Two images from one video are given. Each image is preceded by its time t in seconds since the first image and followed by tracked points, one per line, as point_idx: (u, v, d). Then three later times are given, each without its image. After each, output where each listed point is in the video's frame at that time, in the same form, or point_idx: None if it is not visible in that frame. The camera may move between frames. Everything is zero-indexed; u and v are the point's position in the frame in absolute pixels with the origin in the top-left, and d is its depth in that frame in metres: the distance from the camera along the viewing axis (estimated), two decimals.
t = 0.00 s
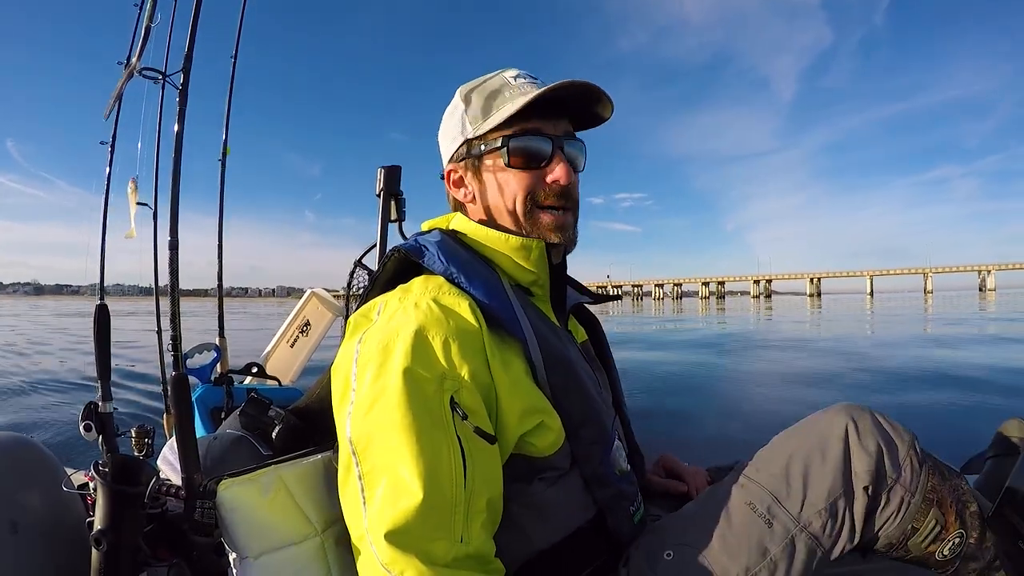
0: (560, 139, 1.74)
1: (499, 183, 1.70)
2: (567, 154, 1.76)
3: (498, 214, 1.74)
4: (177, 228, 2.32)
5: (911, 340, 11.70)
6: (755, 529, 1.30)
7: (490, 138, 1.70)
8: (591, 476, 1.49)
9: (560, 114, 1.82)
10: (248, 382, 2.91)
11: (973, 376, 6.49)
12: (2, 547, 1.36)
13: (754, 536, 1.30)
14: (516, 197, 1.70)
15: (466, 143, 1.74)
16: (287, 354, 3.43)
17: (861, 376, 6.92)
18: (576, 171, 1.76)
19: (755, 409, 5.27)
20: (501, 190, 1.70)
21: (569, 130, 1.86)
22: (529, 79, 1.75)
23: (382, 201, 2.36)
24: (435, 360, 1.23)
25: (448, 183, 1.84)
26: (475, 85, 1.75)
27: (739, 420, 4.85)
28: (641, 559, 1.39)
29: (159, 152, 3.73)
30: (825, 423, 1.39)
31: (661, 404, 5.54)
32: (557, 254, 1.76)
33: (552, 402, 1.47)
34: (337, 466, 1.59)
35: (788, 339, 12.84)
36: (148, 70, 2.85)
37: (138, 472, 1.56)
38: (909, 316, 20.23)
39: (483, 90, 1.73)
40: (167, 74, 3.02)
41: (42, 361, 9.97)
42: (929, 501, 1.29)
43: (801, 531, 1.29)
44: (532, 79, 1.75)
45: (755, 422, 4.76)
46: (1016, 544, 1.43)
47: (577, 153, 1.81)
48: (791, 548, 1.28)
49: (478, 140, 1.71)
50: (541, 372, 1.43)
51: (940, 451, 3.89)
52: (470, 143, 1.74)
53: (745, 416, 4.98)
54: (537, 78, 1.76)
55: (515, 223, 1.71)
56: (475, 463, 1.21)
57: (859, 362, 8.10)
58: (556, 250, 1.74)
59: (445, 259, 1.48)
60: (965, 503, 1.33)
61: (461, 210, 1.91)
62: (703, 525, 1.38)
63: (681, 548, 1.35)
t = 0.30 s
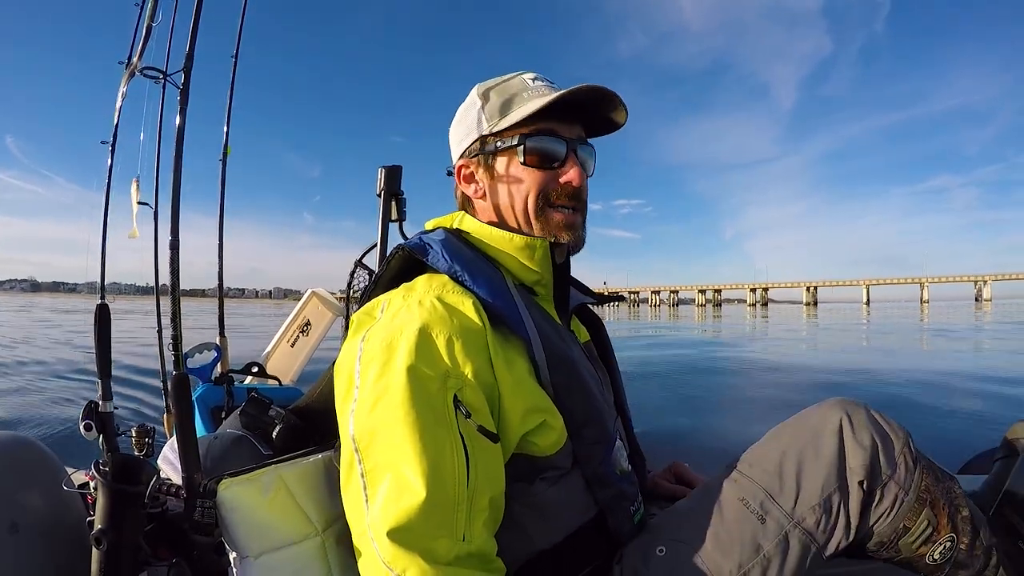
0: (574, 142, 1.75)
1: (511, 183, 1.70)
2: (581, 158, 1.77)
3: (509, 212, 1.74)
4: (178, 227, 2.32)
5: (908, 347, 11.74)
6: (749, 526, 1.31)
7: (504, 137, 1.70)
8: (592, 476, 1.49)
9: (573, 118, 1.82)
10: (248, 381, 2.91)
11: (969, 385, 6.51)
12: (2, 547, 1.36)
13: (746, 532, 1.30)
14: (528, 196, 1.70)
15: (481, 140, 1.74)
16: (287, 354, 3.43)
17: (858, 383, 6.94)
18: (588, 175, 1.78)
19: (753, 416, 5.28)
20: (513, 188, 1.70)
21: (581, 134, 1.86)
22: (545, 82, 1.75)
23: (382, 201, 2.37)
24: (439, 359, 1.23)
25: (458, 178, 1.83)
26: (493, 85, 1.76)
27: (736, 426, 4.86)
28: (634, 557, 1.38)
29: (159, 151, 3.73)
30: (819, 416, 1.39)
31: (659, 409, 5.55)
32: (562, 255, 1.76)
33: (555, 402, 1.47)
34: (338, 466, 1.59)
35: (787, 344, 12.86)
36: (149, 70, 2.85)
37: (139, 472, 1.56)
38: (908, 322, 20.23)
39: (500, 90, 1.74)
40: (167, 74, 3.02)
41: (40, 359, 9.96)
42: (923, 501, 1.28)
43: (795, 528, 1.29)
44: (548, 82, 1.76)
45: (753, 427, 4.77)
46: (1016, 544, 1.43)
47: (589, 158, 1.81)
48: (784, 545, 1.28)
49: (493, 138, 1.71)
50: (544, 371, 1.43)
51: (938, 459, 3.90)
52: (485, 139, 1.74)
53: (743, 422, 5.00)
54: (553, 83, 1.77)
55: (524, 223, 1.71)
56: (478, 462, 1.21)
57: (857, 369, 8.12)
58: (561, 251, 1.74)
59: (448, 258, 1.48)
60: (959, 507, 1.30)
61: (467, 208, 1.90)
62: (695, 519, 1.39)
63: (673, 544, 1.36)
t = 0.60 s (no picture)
0: (577, 145, 1.74)
1: (513, 184, 1.70)
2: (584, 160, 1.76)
3: (511, 214, 1.73)
4: (178, 228, 2.33)
5: (906, 353, 11.77)
6: (781, 557, 1.31)
7: (507, 138, 1.70)
8: (591, 478, 1.49)
9: (576, 121, 1.82)
10: (248, 382, 2.91)
11: (966, 395, 6.54)
12: (3, 547, 1.36)
13: (777, 559, 1.31)
14: (530, 198, 1.69)
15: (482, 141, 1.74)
16: (288, 355, 3.43)
17: (856, 390, 6.96)
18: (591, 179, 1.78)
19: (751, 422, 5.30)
20: (517, 188, 1.69)
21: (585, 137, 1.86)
22: (549, 83, 1.75)
23: (382, 202, 2.37)
24: (435, 364, 1.24)
25: (459, 177, 1.82)
26: (496, 85, 1.75)
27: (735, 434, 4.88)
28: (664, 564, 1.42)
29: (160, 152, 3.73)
30: (853, 456, 1.37)
31: (657, 415, 5.57)
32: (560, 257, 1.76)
33: (553, 405, 1.47)
34: (338, 467, 1.59)
35: (786, 350, 12.89)
36: (149, 71, 2.86)
37: (139, 472, 1.56)
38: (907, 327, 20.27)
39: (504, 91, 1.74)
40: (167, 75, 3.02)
41: (39, 360, 9.95)
42: (952, 532, 1.24)
43: (819, 562, 1.29)
44: (551, 84, 1.76)
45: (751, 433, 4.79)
46: (1016, 545, 1.43)
47: (592, 161, 1.81)
48: None
49: (495, 139, 1.71)
50: (542, 375, 1.43)
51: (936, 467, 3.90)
52: (489, 139, 1.73)
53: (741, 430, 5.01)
54: (557, 84, 1.77)
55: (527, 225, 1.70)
56: (474, 468, 1.21)
57: (855, 376, 8.14)
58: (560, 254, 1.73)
59: (446, 263, 1.48)
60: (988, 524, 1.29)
61: (465, 208, 1.89)
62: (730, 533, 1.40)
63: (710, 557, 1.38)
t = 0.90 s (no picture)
0: (561, 141, 1.74)
1: (499, 184, 1.70)
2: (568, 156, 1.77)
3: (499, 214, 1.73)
4: (178, 229, 2.33)
5: (906, 351, 11.79)
6: None
7: (491, 138, 1.70)
8: (589, 475, 1.50)
9: (558, 117, 1.82)
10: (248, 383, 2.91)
11: (966, 392, 6.55)
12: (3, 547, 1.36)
13: None
14: (517, 197, 1.70)
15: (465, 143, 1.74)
16: (288, 356, 3.43)
17: (856, 388, 6.97)
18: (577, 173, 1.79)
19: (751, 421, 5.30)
20: (505, 188, 1.70)
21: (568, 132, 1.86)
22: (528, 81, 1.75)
23: (382, 201, 2.37)
24: (429, 364, 1.24)
25: (444, 180, 1.81)
26: (475, 85, 1.75)
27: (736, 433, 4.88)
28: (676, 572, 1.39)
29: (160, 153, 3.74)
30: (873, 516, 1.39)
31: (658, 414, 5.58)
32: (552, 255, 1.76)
33: (549, 403, 1.47)
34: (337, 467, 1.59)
35: (786, 349, 12.91)
36: (149, 72, 2.86)
37: (140, 473, 1.56)
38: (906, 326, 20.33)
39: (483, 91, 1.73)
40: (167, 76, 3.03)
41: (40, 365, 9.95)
42: None
43: None
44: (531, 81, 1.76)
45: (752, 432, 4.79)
46: (1016, 544, 1.43)
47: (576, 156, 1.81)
48: None
49: (478, 140, 1.71)
50: (537, 373, 1.43)
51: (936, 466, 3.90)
52: (472, 140, 1.72)
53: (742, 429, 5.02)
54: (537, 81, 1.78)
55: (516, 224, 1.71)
56: (471, 467, 1.21)
57: (855, 374, 8.16)
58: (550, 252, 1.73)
59: (439, 264, 1.48)
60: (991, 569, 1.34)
61: (454, 210, 1.89)
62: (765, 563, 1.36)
63: None
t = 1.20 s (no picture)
0: (549, 138, 1.75)
1: (490, 183, 1.71)
2: (557, 152, 1.78)
3: (491, 213, 1.74)
4: (179, 229, 2.33)
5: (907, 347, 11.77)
6: None
7: (479, 137, 1.70)
8: (588, 474, 1.50)
9: (546, 115, 1.83)
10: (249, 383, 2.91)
11: (968, 386, 6.55)
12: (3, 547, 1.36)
13: None
14: (508, 195, 1.70)
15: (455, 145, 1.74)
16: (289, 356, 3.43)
17: (858, 384, 6.96)
18: (566, 169, 1.80)
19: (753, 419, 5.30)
20: (496, 188, 1.71)
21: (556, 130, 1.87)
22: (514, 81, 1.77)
23: (382, 201, 2.37)
24: (428, 363, 1.24)
25: (436, 185, 1.82)
26: (461, 89, 1.77)
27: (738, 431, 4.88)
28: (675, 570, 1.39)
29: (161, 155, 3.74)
30: (869, 504, 1.41)
31: (660, 413, 5.57)
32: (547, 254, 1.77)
33: (548, 402, 1.47)
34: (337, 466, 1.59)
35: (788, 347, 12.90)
36: (150, 72, 2.87)
37: (140, 473, 1.56)
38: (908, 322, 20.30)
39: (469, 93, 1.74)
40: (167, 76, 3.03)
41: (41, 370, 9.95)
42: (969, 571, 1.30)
43: None
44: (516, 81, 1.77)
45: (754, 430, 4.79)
46: (1016, 544, 1.43)
47: (565, 152, 1.82)
48: None
49: (467, 141, 1.72)
50: (535, 371, 1.43)
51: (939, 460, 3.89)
52: (461, 143, 1.73)
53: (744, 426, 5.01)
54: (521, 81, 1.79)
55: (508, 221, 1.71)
56: (471, 465, 1.21)
57: (856, 371, 8.15)
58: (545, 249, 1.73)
59: (436, 263, 1.48)
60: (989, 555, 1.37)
61: (449, 212, 1.90)
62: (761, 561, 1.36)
63: None
